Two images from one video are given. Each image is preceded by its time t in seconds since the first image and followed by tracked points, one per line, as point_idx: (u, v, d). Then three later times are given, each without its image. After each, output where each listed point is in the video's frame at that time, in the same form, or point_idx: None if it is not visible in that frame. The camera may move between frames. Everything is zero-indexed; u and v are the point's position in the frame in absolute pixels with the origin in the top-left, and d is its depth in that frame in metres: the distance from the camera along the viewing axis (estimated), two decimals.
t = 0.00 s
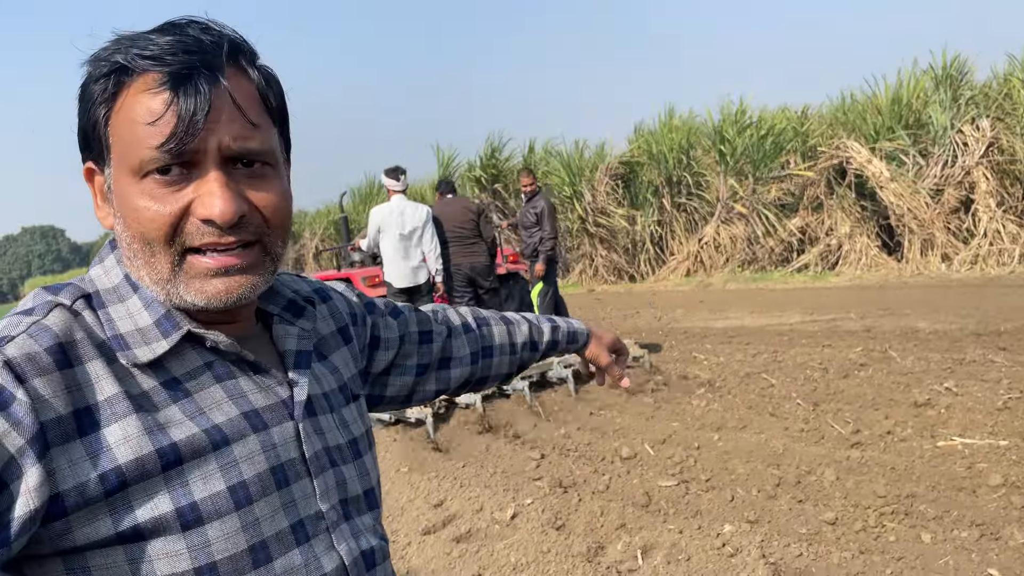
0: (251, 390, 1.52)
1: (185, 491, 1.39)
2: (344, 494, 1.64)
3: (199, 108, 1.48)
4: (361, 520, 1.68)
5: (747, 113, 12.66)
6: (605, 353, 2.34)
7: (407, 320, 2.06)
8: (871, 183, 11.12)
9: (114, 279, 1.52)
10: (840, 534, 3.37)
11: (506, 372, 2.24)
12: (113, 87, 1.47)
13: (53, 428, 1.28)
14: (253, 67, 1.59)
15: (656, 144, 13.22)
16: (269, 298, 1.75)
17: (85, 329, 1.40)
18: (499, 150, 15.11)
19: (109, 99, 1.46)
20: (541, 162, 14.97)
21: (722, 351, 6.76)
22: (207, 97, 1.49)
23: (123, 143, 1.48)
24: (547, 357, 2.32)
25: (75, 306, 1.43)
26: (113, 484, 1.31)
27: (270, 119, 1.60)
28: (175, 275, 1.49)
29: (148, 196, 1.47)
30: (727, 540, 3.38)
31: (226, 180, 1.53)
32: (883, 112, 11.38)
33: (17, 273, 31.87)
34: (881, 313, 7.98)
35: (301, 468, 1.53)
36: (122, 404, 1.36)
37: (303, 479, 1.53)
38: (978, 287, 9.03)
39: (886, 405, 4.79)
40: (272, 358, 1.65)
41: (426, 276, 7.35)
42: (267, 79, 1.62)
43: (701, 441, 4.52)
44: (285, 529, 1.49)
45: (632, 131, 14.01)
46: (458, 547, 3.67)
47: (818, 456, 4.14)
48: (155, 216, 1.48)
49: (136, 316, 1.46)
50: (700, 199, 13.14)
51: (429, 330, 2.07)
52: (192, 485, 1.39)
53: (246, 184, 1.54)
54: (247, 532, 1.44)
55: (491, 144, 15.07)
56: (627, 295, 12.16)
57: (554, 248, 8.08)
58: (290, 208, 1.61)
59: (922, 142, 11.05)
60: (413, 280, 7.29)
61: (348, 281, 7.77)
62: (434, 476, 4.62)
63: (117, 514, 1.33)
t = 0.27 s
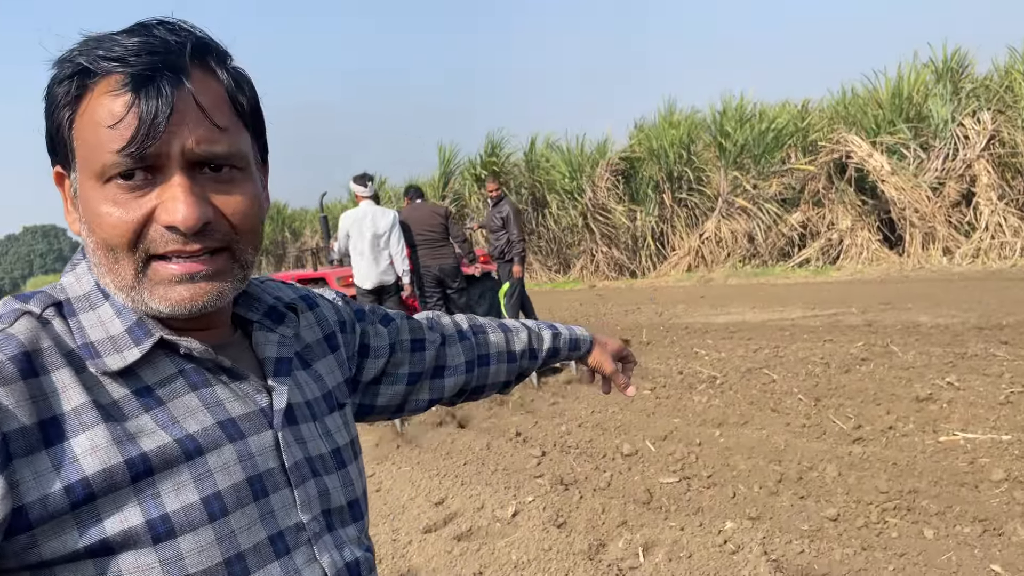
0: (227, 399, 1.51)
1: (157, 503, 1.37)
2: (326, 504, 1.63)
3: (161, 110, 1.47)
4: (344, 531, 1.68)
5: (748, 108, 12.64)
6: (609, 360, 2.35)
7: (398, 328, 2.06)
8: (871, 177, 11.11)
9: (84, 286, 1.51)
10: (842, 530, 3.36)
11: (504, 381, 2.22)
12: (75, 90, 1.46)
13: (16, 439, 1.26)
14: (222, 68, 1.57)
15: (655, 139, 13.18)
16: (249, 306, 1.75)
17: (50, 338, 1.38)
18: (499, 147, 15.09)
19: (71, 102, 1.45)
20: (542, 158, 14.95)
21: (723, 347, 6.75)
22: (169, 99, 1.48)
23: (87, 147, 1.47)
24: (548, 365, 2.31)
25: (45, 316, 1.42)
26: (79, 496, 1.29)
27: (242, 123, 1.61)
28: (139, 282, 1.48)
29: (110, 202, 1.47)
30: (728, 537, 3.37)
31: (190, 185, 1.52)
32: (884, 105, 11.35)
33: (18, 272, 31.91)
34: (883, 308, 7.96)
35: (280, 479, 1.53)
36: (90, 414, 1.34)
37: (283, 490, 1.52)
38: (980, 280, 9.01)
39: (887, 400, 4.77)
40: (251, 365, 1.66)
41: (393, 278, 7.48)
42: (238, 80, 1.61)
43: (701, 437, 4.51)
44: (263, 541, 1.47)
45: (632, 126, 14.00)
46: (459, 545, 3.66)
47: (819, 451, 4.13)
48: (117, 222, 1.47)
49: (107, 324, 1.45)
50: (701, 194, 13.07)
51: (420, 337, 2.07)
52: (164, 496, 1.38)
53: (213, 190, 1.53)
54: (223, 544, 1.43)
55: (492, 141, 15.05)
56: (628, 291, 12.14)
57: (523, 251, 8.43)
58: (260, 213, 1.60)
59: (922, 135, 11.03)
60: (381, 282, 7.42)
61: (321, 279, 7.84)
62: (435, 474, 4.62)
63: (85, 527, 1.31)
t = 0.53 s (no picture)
0: (224, 403, 1.55)
1: (156, 510, 1.41)
2: (329, 506, 1.67)
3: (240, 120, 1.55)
4: (347, 533, 1.71)
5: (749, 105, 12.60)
6: (595, 356, 2.39)
7: (389, 329, 2.07)
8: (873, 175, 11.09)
9: (76, 292, 1.55)
10: (847, 529, 3.35)
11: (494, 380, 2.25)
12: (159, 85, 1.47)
13: (12, 452, 1.30)
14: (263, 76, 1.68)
15: (656, 138, 13.13)
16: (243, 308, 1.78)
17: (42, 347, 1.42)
18: (500, 146, 15.04)
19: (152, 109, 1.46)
20: (544, 156, 14.92)
21: (726, 345, 6.73)
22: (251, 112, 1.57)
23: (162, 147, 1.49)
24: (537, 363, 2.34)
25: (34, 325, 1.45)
26: (78, 506, 1.34)
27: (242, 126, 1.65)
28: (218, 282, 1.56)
29: (196, 208, 1.51)
30: (733, 537, 3.36)
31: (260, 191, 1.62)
32: (884, 103, 11.31)
33: (19, 274, 31.87)
34: (885, 305, 7.94)
35: (281, 483, 1.56)
36: (87, 424, 1.38)
37: (284, 494, 1.56)
38: (982, 278, 8.98)
39: (891, 398, 4.76)
40: (246, 367, 1.69)
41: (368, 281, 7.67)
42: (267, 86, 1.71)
43: (705, 436, 4.50)
44: (266, 546, 1.51)
45: (633, 124, 13.96)
46: (462, 546, 3.64)
47: (823, 450, 4.11)
48: (204, 226, 1.53)
49: (102, 329, 1.50)
50: (702, 193, 13.04)
51: (412, 337, 2.08)
52: (164, 504, 1.42)
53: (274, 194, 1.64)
54: (226, 550, 1.47)
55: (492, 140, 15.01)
56: (630, 290, 12.12)
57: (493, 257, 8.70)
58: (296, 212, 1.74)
59: (924, 132, 11.01)
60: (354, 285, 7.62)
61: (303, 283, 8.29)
62: (438, 474, 4.61)
63: (85, 537, 1.35)
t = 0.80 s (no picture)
0: (266, 405, 1.57)
1: (213, 516, 1.42)
2: (353, 506, 1.72)
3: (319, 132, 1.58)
4: (371, 530, 1.78)
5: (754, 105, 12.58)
6: (544, 347, 2.46)
7: (368, 329, 2.06)
8: (878, 175, 11.09)
9: (116, 293, 1.47)
10: (854, 531, 3.34)
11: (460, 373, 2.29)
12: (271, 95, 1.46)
13: (80, 464, 1.28)
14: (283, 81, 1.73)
15: (659, 138, 13.13)
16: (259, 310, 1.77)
17: (98, 353, 1.39)
18: (504, 146, 15.04)
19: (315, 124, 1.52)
20: (547, 157, 14.92)
21: (732, 346, 6.72)
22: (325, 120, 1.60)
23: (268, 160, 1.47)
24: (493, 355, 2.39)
25: (81, 328, 1.40)
26: (145, 517, 1.33)
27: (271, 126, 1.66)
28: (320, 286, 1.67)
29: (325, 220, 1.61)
30: (740, 538, 3.36)
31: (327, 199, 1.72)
32: (890, 102, 11.28)
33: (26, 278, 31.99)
34: (892, 306, 7.92)
35: (317, 484, 1.61)
36: (147, 432, 1.38)
37: (320, 495, 1.61)
38: (987, 278, 8.96)
39: (898, 399, 4.75)
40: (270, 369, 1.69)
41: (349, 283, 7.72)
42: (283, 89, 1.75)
43: (712, 437, 4.50)
44: (309, 546, 1.56)
45: (637, 124, 13.95)
46: (469, 547, 3.64)
47: (830, 451, 4.10)
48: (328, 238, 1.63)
49: (154, 328, 1.46)
50: (706, 192, 13.06)
51: (390, 336, 2.09)
52: (220, 510, 1.43)
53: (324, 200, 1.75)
54: (278, 553, 1.49)
55: (497, 141, 14.99)
56: (635, 291, 12.11)
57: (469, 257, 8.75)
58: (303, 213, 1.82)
59: (929, 132, 11.00)
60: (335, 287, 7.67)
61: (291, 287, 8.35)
62: (445, 475, 4.61)
63: (149, 548, 1.34)
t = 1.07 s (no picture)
0: (314, 402, 1.54)
1: (289, 509, 1.39)
2: (381, 501, 1.76)
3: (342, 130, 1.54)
4: (392, 526, 1.82)
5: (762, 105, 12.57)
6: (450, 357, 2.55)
7: (337, 328, 1.97)
8: (888, 175, 11.05)
9: (172, 291, 1.36)
10: (866, 532, 3.34)
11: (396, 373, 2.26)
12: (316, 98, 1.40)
13: (186, 459, 1.23)
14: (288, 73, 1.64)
15: (666, 139, 13.13)
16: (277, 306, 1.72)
17: (175, 349, 1.31)
18: (511, 147, 15.07)
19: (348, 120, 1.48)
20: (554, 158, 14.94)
21: (741, 347, 6.71)
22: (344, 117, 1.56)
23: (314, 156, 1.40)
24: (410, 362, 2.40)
25: (149, 325, 1.30)
26: (238, 510, 1.29)
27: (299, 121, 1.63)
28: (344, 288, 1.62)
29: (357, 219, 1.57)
30: (751, 539, 3.36)
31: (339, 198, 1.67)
32: (899, 102, 11.25)
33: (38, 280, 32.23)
34: (901, 307, 7.90)
35: (357, 479, 1.63)
36: (230, 427, 1.33)
37: (361, 490, 1.63)
38: (998, 279, 8.93)
39: (909, 400, 4.73)
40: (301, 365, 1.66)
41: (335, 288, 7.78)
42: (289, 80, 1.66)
43: (721, 438, 4.49)
44: (359, 538, 1.57)
45: (644, 125, 13.96)
46: (479, 547, 3.65)
47: (840, 452, 4.10)
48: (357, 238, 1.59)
49: (216, 327, 1.36)
50: (715, 193, 13.06)
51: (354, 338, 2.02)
52: (295, 503, 1.40)
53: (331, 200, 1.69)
54: (341, 545, 1.49)
55: (504, 141, 15.00)
56: (642, 291, 12.12)
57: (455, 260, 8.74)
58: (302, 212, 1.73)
59: (938, 133, 10.97)
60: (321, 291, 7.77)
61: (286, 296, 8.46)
62: (456, 475, 4.63)
63: (237, 542, 1.29)
